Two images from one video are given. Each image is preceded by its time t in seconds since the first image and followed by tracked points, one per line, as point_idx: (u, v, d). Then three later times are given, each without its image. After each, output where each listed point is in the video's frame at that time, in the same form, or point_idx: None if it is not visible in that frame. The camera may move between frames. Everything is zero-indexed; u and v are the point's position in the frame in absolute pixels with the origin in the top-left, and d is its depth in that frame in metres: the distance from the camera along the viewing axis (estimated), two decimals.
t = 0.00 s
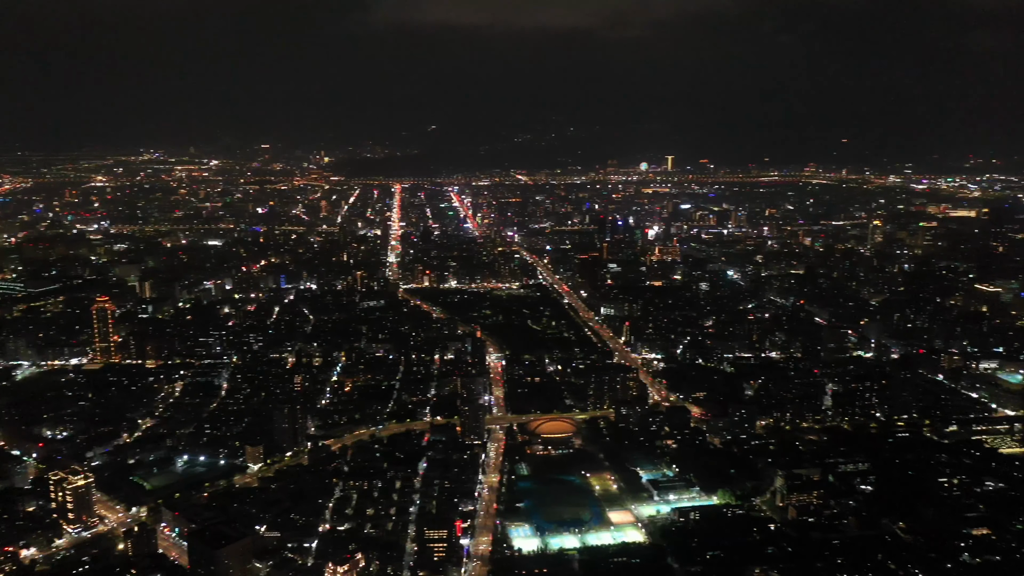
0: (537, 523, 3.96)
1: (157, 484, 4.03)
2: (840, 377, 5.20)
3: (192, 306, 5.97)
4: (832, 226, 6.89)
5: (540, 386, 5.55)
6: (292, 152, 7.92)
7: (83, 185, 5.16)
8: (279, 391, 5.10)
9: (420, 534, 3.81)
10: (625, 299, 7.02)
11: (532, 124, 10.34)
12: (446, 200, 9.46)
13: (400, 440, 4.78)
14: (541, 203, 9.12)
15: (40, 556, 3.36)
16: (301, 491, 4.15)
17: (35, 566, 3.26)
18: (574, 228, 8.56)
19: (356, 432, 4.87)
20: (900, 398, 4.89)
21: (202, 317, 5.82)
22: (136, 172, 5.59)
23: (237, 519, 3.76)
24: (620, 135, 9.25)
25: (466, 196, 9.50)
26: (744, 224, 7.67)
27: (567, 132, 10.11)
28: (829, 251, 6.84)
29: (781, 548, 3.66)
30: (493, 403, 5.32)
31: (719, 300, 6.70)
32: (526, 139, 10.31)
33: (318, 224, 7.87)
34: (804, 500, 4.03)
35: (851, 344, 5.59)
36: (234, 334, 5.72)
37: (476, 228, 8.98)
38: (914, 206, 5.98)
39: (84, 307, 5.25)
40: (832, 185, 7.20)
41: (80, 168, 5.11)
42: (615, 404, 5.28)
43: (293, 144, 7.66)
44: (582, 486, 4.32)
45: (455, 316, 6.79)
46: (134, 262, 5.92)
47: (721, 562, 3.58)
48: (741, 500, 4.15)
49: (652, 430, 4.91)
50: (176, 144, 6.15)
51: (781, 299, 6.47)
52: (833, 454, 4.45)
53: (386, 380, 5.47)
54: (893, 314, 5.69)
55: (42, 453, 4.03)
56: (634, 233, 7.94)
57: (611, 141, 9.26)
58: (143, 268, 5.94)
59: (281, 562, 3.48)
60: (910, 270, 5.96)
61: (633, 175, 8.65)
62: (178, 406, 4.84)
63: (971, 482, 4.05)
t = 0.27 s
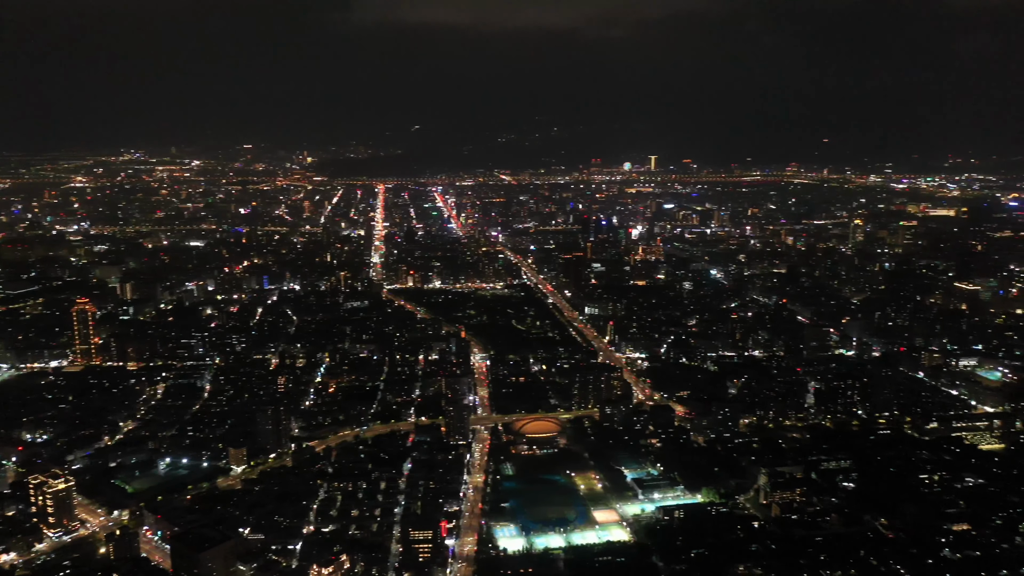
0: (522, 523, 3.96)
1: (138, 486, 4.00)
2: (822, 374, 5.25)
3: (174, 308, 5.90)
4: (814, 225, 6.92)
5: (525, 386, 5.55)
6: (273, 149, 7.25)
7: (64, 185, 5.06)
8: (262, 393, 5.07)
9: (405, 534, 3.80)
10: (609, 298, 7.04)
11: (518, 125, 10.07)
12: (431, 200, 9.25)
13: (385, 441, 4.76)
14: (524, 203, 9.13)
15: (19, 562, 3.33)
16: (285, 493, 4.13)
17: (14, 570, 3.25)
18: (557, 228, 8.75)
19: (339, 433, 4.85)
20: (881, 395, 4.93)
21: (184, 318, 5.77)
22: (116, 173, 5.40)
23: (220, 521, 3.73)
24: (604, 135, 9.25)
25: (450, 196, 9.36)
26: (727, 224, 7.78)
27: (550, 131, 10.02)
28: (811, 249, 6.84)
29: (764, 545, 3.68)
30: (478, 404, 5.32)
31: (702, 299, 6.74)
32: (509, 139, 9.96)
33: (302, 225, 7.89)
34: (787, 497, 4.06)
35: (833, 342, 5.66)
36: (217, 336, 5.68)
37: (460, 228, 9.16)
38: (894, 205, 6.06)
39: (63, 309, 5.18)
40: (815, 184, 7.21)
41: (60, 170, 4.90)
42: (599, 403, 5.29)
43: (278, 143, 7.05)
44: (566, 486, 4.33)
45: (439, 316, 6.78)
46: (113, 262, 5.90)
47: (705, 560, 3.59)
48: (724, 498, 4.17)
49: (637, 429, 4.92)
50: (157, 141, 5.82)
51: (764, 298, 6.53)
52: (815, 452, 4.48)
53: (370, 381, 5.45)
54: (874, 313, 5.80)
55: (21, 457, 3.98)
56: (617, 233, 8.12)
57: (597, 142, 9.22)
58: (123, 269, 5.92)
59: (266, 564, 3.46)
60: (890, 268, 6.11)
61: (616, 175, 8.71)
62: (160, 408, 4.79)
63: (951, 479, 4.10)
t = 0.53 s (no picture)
0: (507, 523, 3.96)
1: (120, 489, 3.97)
2: (805, 373, 5.29)
3: (156, 309, 5.83)
4: (795, 224, 7.05)
5: (509, 386, 5.55)
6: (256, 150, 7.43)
7: (42, 186, 4.96)
8: (245, 394, 5.04)
9: (390, 535, 3.78)
10: (593, 297, 7.05)
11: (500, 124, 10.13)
12: (414, 200, 9.30)
13: (369, 442, 4.75)
14: (508, 203, 8.98)
15: None
16: (269, 494, 4.10)
17: None
18: (541, 227, 8.55)
19: (324, 434, 4.83)
20: (863, 393, 4.98)
21: (166, 320, 5.72)
22: (96, 173, 5.29)
23: (203, 524, 3.71)
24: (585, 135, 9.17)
25: (434, 196, 9.39)
26: (710, 224, 7.84)
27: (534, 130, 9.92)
28: (793, 248, 7.00)
29: (748, 543, 3.69)
30: (462, 404, 5.32)
31: (686, 298, 6.78)
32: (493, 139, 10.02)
33: (284, 226, 7.87)
34: (770, 495, 4.08)
35: (815, 341, 5.72)
36: (199, 337, 5.65)
37: (444, 228, 9.16)
38: (875, 205, 6.26)
39: (43, 310, 5.09)
40: (796, 184, 7.29)
41: (37, 170, 4.77)
42: (584, 402, 5.30)
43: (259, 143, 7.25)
44: (551, 485, 4.33)
45: (423, 316, 6.77)
46: (95, 263, 5.79)
47: (689, 558, 3.61)
48: (709, 496, 4.19)
49: (621, 428, 4.93)
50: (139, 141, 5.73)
51: (747, 297, 6.63)
52: (799, 450, 4.51)
53: (354, 382, 5.42)
54: (856, 313, 5.89)
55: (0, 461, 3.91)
56: (601, 232, 8.12)
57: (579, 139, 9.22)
58: (104, 270, 5.81)
59: (249, 566, 3.43)
60: (872, 266, 6.22)
61: (600, 175, 8.64)
62: (141, 410, 4.75)
63: (932, 475, 4.13)
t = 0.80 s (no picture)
0: (492, 523, 3.96)
1: (102, 493, 3.92)
2: (787, 371, 5.33)
3: (137, 311, 5.82)
4: (778, 224, 7.15)
5: (494, 386, 5.55)
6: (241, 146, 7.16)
7: (19, 187, 4.84)
8: (228, 396, 5.01)
9: (375, 536, 3.77)
10: (577, 297, 7.06)
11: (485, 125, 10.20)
12: (398, 200, 9.34)
13: (354, 443, 4.73)
14: (492, 203, 8.98)
15: None
16: (252, 496, 4.08)
17: None
18: (525, 227, 8.53)
19: (308, 435, 4.81)
20: (845, 391, 5.02)
21: (148, 322, 5.68)
22: (75, 174, 5.07)
23: (186, 527, 3.69)
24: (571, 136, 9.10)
25: (418, 196, 9.40)
26: (694, 223, 7.90)
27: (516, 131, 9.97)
28: (775, 248, 7.09)
29: (733, 540, 3.71)
30: (447, 404, 5.31)
31: (669, 298, 6.82)
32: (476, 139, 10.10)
33: (268, 226, 7.60)
34: (754, 493, 4.11)
35: (798, 339, 5.76)
36: (181, 339, 5.60)
37: (428, 229, 9.05)
38: (856, 203, 6.45)
39: (21, 312, 5.08)
40: (778, 184, 7.38)
41: (14, 171, 4.65)
42: (569, 402, 5.31)
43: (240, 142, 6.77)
44: (536, 485, 4.34)
45: (407, 317, 6.76)
46: (75, 266, 5.71)
47: (674, 556, 3.62)
48: (693, 495, 4.20)
49: (606, 428, 4.94)
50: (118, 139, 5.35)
51: (730, 296, 6.71)
52: (782, 448, 4.54)
53: (338, 383, 5.40)
54: (839, 311, 5.97)
55: None
56: (585, 233, 8.10)
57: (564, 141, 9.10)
58: (83, 272, 5.74)
59: (234, 568, 3.41)
60: (853, 266, 6.35)
61: (583, 175, 8.54)
62: (123, 413, 4.70)
63: (913, 472, 4.18)
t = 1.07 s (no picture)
0: (478, 523, 3.96)
1: (83, 497, 3.90)
2: (770, 370, 5.36)
3: (118, 313, 5.68)
4: (761, 223, 7.27)
5: (478, 386, 5.54)
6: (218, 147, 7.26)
7: None
8: (211, 398, 4.97)
9: (360, 538, 3.75)
10: (562, 296, 7.07)
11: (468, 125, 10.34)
12: (381, 201, 9.32)
13: (338, 444, 4.71)
14: (476, 203, 9.20)
15: None
16: (236, 499, 4.05)
17: None
18: (509, 227, 8.61)
19: (291, 437, 4.78)
20: (827, 389, 5.06)
21: (129, 324, 5.59)
22: (54, 175, 4.96)
23: (169, 531, 3.67)
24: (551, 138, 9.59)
25: (400, 196, 9.41)
26: (677, 223, 8.06)
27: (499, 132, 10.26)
28: (757, 247, 7.10)
29: (717, 539, 3.73)
30: (431, 404, 5.30)
31: (653, 297, 6.85)
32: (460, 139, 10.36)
33: (251, 227, 7.67)
34: (738, 491, 4.12)
35: (780, 338, 5.80)
36: (163, 341, 5.57)
37: (412, 229, 8.89)
38: (838, 203, 6.69)
39: None
40: (760, 182, 7.78)
41: None
42: (553, 402, 5.31)
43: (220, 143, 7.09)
44: (521, 485, 4.34)
45: (391, 317, 6.74)
46: (56, 266, 5.35)
47: (659, 555, 3.62)
48: (677, 493, 4.21)
49: (590, 427, 4.95)
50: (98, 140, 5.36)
51: (713, 295, 6.73)
52: (765, 446, 4.57)
53: (322, 384, 5.38)
54: (820, 310, 5.96)
55: None
56: (569, 233, 8.18)
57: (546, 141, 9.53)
58: (64, 274, 5.39)
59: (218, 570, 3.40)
60: (834, 265, 6.31)
61: (567, 175, 8.96)
62: (104, 416, 4.66)
63: (894, 469, 4.21)
